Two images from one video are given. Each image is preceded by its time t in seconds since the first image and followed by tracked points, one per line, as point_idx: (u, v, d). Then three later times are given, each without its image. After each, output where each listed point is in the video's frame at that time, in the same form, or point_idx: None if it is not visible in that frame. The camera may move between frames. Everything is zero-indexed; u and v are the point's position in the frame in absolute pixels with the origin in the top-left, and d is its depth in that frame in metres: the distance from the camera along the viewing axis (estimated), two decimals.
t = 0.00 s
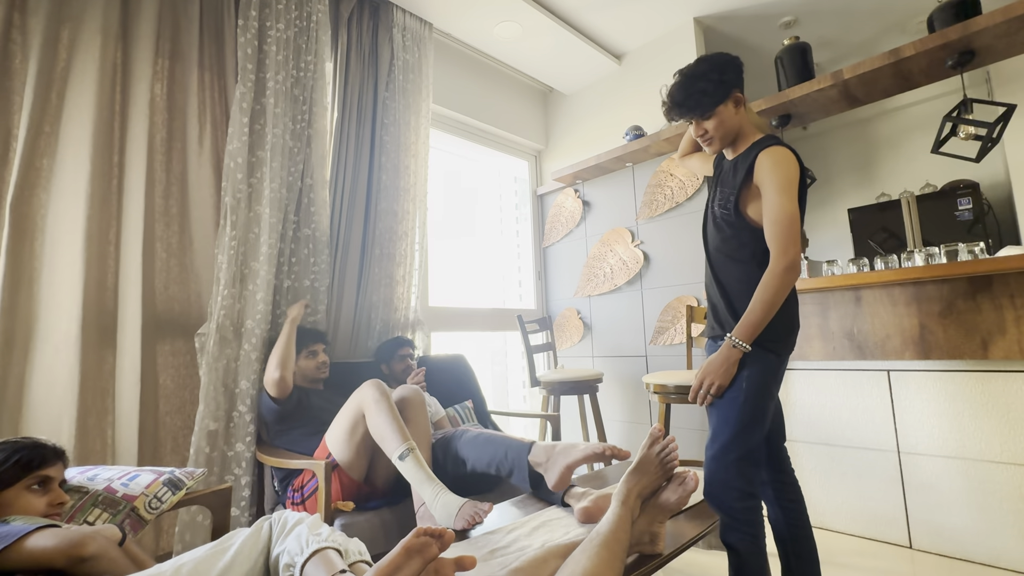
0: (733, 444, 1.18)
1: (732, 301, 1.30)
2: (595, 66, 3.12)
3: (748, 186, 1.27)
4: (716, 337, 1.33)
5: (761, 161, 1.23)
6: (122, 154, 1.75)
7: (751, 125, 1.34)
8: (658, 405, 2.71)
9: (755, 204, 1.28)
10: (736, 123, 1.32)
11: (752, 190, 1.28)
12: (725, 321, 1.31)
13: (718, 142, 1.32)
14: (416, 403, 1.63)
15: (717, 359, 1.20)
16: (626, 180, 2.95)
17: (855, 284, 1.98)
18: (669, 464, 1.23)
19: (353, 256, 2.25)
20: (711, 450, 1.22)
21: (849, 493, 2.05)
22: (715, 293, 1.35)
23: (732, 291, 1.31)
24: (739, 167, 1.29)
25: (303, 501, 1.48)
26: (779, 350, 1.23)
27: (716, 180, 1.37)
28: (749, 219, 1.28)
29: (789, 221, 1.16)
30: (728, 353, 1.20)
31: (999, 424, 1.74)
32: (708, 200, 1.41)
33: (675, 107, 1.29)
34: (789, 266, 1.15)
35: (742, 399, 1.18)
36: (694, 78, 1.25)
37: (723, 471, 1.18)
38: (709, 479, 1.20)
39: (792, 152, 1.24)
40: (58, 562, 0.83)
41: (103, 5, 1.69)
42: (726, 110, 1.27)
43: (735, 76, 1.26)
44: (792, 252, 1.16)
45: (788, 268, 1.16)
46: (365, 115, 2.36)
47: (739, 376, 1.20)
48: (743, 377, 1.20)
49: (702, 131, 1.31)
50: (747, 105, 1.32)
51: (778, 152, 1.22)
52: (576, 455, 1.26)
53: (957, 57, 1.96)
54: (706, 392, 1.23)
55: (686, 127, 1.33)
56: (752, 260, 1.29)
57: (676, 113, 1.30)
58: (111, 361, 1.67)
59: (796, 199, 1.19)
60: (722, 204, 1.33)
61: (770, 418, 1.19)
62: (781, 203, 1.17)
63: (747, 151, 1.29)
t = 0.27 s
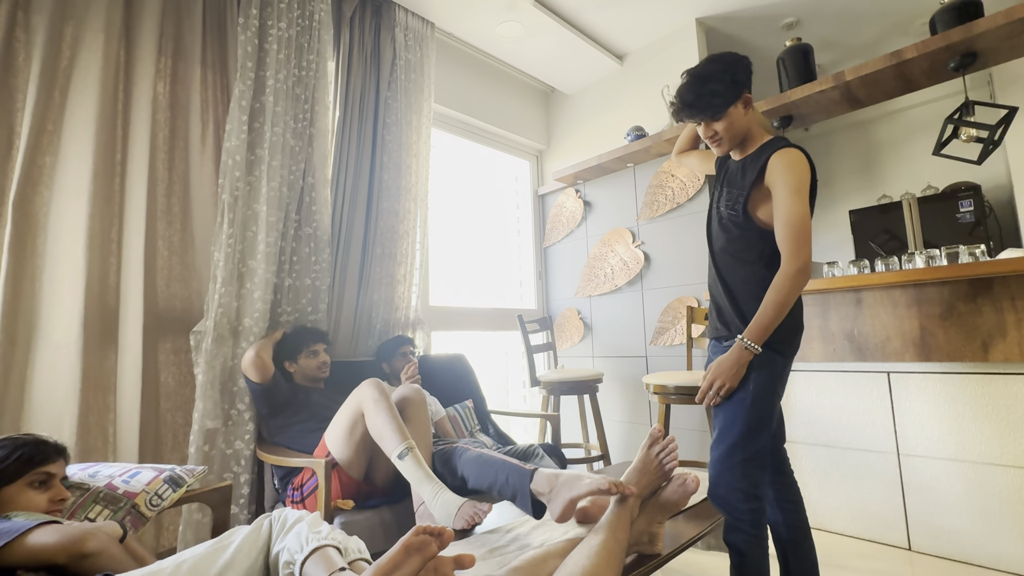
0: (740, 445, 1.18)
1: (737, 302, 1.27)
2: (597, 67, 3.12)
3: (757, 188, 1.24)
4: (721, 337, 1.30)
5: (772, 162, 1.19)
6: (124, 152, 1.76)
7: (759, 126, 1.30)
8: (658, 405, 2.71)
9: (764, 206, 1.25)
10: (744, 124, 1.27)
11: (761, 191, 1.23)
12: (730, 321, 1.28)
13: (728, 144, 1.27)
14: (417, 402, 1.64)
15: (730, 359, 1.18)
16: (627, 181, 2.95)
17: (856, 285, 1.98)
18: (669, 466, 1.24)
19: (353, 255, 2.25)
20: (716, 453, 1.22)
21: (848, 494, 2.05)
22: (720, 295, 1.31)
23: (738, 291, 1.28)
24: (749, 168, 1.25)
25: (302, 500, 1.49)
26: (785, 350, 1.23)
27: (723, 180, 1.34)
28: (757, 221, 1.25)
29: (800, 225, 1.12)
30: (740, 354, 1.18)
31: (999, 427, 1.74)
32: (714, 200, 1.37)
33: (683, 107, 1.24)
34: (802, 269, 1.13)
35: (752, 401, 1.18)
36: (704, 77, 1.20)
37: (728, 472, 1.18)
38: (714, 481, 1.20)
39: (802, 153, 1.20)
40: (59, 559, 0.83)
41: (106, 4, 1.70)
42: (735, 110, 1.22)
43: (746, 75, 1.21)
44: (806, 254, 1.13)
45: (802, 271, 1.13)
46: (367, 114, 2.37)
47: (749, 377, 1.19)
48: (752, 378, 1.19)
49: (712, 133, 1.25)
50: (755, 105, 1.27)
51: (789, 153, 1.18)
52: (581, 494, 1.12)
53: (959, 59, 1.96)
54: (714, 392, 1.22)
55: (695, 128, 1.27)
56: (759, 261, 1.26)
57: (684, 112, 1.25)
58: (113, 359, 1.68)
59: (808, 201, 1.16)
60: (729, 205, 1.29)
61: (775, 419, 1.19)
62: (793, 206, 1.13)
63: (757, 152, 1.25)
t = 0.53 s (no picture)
0: (747, 442, 1.15)
1: (747, 300, 1.23)
2: (598, 66, 3.11)
3: (770, 188, 1.20)
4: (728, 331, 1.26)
5: (789, 162, 1.15)
6: (124, 149, 1.75)
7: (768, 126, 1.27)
8: (657, 405, 2.71)
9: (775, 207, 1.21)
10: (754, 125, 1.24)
11: (774, 191, 1.20)
12: (740, 319, 1.24)
13: (737, 144, 1.24)
14: (416, 402, 1.63)
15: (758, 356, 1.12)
16: (628, 180, 2.94)
17: (856, 286, 1.98)
18: (667, 471, 1.24)
19: (353, 253, 2.25)
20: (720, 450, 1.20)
21: (847, 495, 2.05)
22: (729, 293, 1.27)
23: (748, 289, 1.23)
24: (761, 167, 1.22)
25: (301, 498, 1.48)
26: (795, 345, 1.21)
27: (731, 178, 1.29)
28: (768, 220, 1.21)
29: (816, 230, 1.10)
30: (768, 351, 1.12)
31: (998, 428, 1.74)
32: (720, 197, 1.32)
33: (696, 103, 1.20)
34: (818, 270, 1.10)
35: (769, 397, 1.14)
36: (718, 76, 1.17)
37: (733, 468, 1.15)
38: (718, 478, 1.18)
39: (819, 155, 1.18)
40: (56, 556, 0.83)
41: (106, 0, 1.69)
42: (747, 109, 1.19)
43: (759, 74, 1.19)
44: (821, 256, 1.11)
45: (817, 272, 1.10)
46: (367, 112, 2.36)
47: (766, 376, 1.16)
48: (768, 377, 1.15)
49: (723, 132, 1.22)
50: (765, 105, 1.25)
51: (806, 154, 1.14)
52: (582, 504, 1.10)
53: (960, 60, 1.96)
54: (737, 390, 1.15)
55: (704, 127, 1.24)
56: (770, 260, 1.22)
57: (697, 109, 1.21)
58: (112, 356, 1.67)
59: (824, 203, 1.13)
60: (739, 204, 1.25)
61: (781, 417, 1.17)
62: (810, 209, 1.10)
63: (770, 152, 1.21)
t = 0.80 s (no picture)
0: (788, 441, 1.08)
1: (770, 298, 1.16)
2: (601, 62, 3.10)
3: (790, 181, 1.14)
4: (748, 330, 1.19)
5: (812, 155, 1.09)
6: (126, 144, 1.75)
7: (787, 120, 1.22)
8: (658, 402, 2.71)
9: (794, 202, 1.15)
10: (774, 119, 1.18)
11: (795, 183, 1.14)
12: (762, 317, 1.17)
13: (756, 139, 1.17)
14: (420, 398, 1.63)
15: (837, 364, 1.00)
16: (630, 177, 2.94)
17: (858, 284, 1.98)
18: (672, 469, 1.24)
19: (355, 248, 2.25)
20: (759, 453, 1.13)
21: (848, 492, 2.05)
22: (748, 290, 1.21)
23: (770, 286, 1.17)
24: (780, 160, 1.16)
25: (303, 493, 1.49)
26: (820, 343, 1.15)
27: (747, 170, 1.24)
28: (787, 215, 1.15)
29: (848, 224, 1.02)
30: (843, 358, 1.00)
31: (1000, 427, 1.74)
32: (736, 190, 1.27)
33: (717, 93, 1.13)
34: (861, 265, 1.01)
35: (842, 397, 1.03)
36: (739, 66, 1.11)
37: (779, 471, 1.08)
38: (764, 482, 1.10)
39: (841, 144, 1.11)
40: (61, 547, 0.83)
41: None
42: (768, 100, 1.12)
43: (781, 65, 1.12)
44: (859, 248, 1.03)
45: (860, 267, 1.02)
46: (369, 107, 2.36)
47: (802, 374, 1.10)
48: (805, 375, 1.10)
49: (742, 126, 1.15)
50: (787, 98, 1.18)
51: (831, 147, 1.08)
52: (586, 501, 1.10)
53: (965, 57, 1.95)
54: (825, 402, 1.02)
55: (723, 120, 1.17)
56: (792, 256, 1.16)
57: (716, 100, 1.14)
58: (114, 351, 1.68)
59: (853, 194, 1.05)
60: (757, 197, 1.19)
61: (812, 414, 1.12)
62: (841, 201, 1.02)
63: (790, 145, 1.15)
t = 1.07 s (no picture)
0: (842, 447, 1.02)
1: (805, 299, 1.09)
2: (601, 61, 3.10)
3: (812, 176, 1.08)
4: (780, 333, 1.11)
5: (835, 152, 1.04)
6: (125, 141, 1.75)
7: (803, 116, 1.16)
8: (657, 402, 2.71)
9: (815, 198, 1.10)
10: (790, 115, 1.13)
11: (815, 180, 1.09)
12: (798, 321, 1.09)
13: (773, 136, 1.12)
14: (419, 397, 1.63)
15: (885, 366, 0.99)
16: (629, 177, 2.94)
17: (857, 284, 1.98)
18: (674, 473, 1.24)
19: (354, 247, 2.24)
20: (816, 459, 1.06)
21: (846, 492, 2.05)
22: (779, 292, 1.13)
23: (804, 286, 1.10)
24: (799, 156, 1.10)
25: (301, 492, 1.48)
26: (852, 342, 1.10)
27: (761, 166, 1.18)
28: (809, 211, 1.10)
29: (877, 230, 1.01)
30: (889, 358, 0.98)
31: (998, 427, 1.74)
32: (751, 187, 1.21)
33: (734, 90, 1.06)
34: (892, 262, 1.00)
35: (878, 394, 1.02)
36: (757, 62, 1.05)
37: (839, 475, 1.03)
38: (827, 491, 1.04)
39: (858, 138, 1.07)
40: (59, 545, 0.83)
41: None
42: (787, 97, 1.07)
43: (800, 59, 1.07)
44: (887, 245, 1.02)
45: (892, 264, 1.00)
46: (369, 105, 2.36)
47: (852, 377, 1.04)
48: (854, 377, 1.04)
49: (759, 123, 1.10)
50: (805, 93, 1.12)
51: (853, 142, 1.04)
52: (585, 501, 1.11)
53: (966, 57, 1.94)
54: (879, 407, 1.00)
55: (738, 117, 1.11)
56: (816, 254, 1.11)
57: (732, 97, 1.07)
58: (113, 349, 1.67)
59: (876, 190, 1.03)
60: (776, 194, 1.14)
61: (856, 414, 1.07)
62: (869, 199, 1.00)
63: (808, 141, 1.10)
